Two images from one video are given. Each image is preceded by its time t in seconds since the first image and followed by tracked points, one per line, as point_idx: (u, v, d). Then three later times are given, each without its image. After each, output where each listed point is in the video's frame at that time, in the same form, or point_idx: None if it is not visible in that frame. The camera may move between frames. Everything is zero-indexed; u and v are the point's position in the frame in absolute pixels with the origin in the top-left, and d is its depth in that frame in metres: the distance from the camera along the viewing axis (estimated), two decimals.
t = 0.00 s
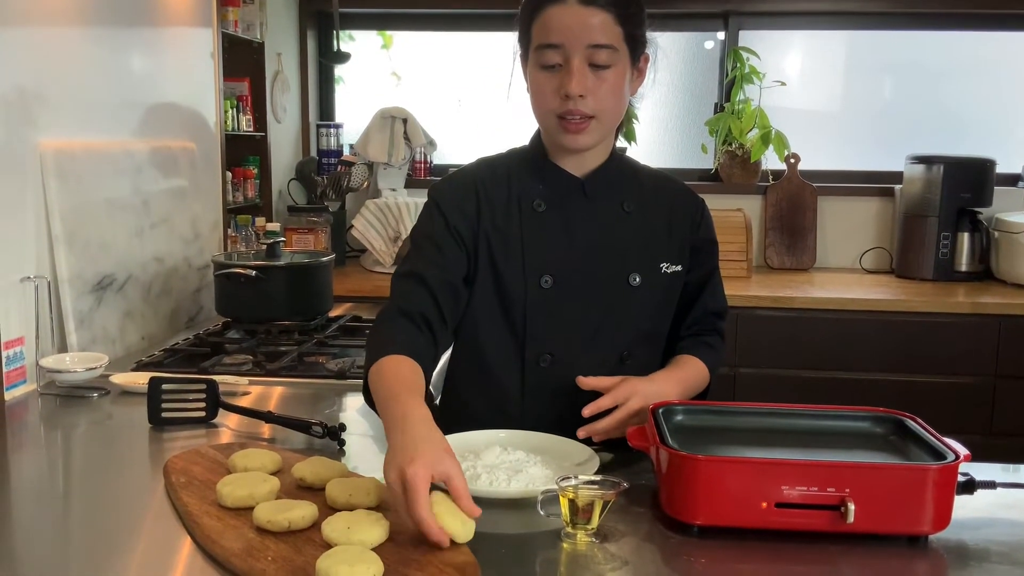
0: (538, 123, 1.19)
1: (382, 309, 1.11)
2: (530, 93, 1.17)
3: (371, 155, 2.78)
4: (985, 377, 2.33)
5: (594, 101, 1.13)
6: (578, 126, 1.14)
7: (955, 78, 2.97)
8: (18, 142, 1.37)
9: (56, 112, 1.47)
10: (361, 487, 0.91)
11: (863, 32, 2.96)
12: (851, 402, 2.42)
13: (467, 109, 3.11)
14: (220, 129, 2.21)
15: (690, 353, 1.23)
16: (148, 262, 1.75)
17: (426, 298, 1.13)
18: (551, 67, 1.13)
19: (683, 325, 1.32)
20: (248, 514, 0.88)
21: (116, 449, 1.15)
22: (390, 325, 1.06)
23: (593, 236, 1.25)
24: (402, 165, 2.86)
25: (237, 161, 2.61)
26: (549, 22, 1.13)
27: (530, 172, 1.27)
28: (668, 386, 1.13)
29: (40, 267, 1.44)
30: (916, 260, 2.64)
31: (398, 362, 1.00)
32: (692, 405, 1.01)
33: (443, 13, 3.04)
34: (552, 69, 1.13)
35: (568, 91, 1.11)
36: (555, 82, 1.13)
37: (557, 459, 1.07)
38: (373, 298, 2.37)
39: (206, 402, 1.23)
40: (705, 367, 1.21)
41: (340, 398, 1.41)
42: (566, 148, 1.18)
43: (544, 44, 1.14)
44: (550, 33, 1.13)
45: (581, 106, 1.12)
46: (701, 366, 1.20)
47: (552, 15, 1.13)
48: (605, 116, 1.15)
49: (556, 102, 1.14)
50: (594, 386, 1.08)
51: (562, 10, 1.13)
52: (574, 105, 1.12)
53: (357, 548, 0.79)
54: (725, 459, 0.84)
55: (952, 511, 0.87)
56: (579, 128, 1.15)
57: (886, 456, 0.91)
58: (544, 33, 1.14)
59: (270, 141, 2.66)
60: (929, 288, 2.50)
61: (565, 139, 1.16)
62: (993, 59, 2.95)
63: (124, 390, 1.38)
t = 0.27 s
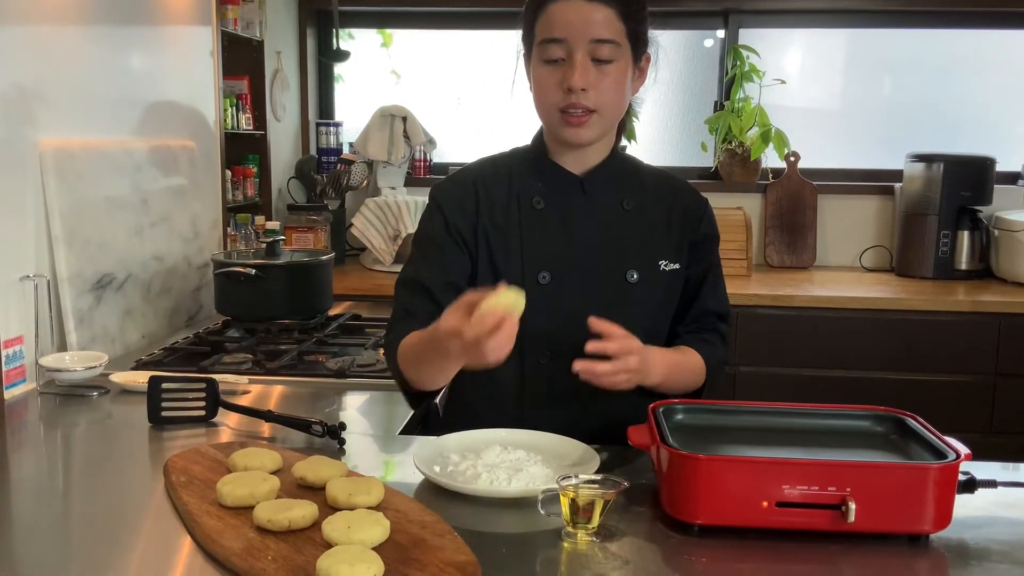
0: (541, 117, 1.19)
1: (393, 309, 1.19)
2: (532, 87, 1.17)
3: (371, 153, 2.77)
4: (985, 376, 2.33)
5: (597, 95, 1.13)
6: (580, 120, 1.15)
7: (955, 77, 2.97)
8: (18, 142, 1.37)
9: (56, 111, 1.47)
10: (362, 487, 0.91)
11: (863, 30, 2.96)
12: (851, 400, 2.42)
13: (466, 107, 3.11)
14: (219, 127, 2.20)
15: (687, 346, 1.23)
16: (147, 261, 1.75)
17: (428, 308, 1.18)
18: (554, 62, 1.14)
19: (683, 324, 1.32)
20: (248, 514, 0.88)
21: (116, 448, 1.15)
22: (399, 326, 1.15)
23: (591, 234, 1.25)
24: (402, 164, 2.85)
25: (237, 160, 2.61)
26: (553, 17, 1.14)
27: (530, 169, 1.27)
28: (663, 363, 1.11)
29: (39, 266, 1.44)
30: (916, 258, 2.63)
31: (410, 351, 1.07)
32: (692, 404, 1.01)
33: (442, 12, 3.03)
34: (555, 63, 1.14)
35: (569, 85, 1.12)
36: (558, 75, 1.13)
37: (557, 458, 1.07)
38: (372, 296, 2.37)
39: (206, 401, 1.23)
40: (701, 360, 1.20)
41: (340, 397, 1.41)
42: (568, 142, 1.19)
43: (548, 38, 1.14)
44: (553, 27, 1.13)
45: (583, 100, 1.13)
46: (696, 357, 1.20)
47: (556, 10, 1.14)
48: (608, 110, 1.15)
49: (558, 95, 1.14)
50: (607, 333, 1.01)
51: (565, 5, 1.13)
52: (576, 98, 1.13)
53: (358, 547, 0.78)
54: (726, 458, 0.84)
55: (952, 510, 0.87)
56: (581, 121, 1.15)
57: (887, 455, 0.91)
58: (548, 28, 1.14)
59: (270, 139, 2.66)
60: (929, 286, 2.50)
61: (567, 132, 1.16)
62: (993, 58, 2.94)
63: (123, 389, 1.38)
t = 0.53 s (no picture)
0: (556, 112, 1.17)
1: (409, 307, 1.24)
2: (547, 80, 1.16)
3: (369, 153, 2.77)
4: (985, 376, 2.33)
5: (619, 79, 1.12)
6: (603, 105, 1.13)
7: (954, 77, 2.97)
8: (15, 142, 1.37)
9: (54, 111, 1.46)
10: (360, 488, 0.91)
11: (862, 30, 2.95)
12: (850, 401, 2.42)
13: (465, 107, 3.11)
14: (218, 127, 2.20)
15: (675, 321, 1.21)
16: (146, 261, 1.75)
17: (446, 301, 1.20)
18: (572, 49, 1.15)
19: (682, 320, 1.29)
20: (246, 515, 0.88)
21: (114, 449, 1.14)
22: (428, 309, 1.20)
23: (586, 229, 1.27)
24: (400, 164, 2.85)
25: (235, 160, 2.60)
26: (567, 9, 1.16)
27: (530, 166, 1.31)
28: (634, 271, 1.11)
29: (37, 266, 1.44)
30: (916, 258, 2.63)
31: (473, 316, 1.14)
32: (691, 404, 1.00)
33: (441, 12, 3.03)
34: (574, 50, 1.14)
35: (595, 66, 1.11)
36: (578, 61, 1.13)
37: (557, 459, 1.06)
38: (371, 296, 2.37)
39: (203, 401, 1.23)
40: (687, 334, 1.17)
41: (339, 397, 1.40)
42: (585, 132, 1.17)
43: (563, 27, 1.16)
44: (569, 18, 1.15)
45: (607, 82, 1.11)
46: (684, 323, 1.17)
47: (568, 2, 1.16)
48: (628, 97, 1.15)
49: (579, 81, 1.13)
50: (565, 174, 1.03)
51: None
52: (600, 82, 1.11)
53: (355, 548, 0.78)
54: (725, 458, 0.84)
55: (952, 511, 0.87)
56: (604, 107, 1.13)
57: (886, 456, 0.90)
58: (561, 19, 1.16)
59: (268, 139, 2.65)
60: (928, 286, 2.50)
61: (588, 121, 1.15)
62: (992, 58, 2.94)
63: (121, 389, 1.38)
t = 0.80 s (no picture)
0: (557, 111, 1.17)
1: (405, 304, 1.26)
2: (548, 80, 1.16)
3: (368, 155, 2.77)
4: (984, 377, 2.33)
5: (621, 80, 1.12)
6: (604, 106, 1.13)
7: (952, 78, 2.97)
8: (12, 143, 1.36)
9: (53, 113, 1.46)
10: (358, 491, 0.91)
11: (861, 31, 2.95)
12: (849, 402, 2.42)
13: (464, 108, 3.11)
14: (216, 129, 2.20)
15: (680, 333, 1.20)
16: (144, 263, 1.75)
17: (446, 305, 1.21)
18: (574, 50, 1.14)
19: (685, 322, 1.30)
20: (244, 519, 0.88)
21: (111, 452, 1.14)
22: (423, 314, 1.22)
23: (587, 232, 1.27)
24: (399, 165, 2.85)
25: (234, 161, 2.60)
26: (570, 10, 1.16)
27: (532, 167, 1.30)
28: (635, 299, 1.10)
29: (35, 268, 1.43)
30: (915, 259, 2.63)
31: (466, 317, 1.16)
32: (690, 407, 1.00)
33: (440, 13, 3.03)
34: (576, 51, 1.14)
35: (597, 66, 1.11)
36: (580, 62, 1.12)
37: (555, 461, 1.06)
38: (370, 297, 2.36)
39: (201, 404, 1.23)
40: (691, 344, 1.17)
41: (337, 399, 1.40)
42: (586, 132, 1.17)
43: (565, 28, 1.15)
44: (572, 19, 1.15)
45: (608, 83, 1.11)
46: (687, 335, 1.17)
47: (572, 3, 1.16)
48: (629, 97, 1.15)
49: (580, 82, 1.13)
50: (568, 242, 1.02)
51: None
52: (601, 82, 1.11)
53: (354, 551, 0.78)
54: (724, 461, 0.84)
55: (952, 513, 0.86)
56: (605, 107, 1.13)
57: (886, 458, 0.90)
58: (563, 20, 1.16)
59: (267, 141, 2.65)
60: (927, 287, 2.50)
61: (589, 121, 1.15)
62: (991, 59, 2.94)
63: (119, 392, 1.38)
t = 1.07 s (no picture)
0: (561, 119, 1.18)
1: (396, 306, 1.27)
2: (554, 88, 1.16)
3: (368, 156, 2.77)
4: (984, 378, 2.32)
5: (624, 94, 1.12)
6: (605, 119, 1.14)
7: (952, 80, 2.97)
8: (11, 144, 1.36)
9: (52, 114, 1.46)
10: (358, 493, 0.90)
11: (861, 33, 2.95)
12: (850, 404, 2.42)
13: (465, 110, 3.11)
14: (216, 130, 2.20)
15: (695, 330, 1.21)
16: (144, 264, 1.75)
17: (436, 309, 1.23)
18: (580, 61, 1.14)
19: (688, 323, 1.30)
20: (244, 521, 0.87)
21: (111, 453, 1.14)
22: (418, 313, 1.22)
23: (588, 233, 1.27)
24: (399, 167, 2.85)
25: (234, 163, 2.60)
26: (579, 20, 1.15)
27: (534, 168, 1.30)
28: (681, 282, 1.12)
29: (34, 270, 1.43)
30: (916, 261, 2.63)
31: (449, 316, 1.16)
32: (691, 409, 1.00)
33: (440, 14, 3.03)
34: (582, 63, 1.14)
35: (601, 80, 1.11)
36: (585, 74, 1.12)
37: (556, 463, 1.06)
38: (371, 299, 2.36)
39: (201, 406, 1.22)
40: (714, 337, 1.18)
41: (338, 400, 1.40)
42: (589, 142, 1.17)
43: (573, 38, 1.14)
44: (580, 29, 1.14)
45: (611, 97, 1.11)
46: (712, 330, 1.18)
47: (581, 13, 1.15)
48: (632, 111, 1.15)
49: (584, 93, 1.13)
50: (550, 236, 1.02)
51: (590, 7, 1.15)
52: (604, 96, 1.12)
53: (354, 554, 0.78)
54: (725, 463, 0.83)
55: (953, 515, 0.86)
56: (606, 120, 1.14)
57: (887, 460, 0.90)
58: (572, 30, 1.15)
59: (267, 142, 2.65)
60: (928, 289, 2.50)
61: (591, 132, 1.15)
62: (991, 60, 2.94)
63: (119, 393, 1.38)
